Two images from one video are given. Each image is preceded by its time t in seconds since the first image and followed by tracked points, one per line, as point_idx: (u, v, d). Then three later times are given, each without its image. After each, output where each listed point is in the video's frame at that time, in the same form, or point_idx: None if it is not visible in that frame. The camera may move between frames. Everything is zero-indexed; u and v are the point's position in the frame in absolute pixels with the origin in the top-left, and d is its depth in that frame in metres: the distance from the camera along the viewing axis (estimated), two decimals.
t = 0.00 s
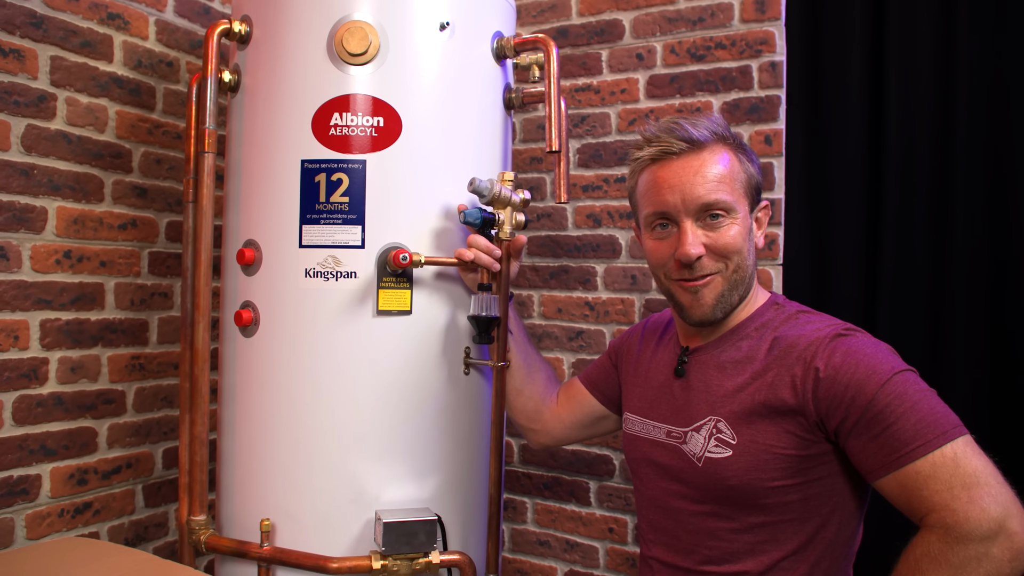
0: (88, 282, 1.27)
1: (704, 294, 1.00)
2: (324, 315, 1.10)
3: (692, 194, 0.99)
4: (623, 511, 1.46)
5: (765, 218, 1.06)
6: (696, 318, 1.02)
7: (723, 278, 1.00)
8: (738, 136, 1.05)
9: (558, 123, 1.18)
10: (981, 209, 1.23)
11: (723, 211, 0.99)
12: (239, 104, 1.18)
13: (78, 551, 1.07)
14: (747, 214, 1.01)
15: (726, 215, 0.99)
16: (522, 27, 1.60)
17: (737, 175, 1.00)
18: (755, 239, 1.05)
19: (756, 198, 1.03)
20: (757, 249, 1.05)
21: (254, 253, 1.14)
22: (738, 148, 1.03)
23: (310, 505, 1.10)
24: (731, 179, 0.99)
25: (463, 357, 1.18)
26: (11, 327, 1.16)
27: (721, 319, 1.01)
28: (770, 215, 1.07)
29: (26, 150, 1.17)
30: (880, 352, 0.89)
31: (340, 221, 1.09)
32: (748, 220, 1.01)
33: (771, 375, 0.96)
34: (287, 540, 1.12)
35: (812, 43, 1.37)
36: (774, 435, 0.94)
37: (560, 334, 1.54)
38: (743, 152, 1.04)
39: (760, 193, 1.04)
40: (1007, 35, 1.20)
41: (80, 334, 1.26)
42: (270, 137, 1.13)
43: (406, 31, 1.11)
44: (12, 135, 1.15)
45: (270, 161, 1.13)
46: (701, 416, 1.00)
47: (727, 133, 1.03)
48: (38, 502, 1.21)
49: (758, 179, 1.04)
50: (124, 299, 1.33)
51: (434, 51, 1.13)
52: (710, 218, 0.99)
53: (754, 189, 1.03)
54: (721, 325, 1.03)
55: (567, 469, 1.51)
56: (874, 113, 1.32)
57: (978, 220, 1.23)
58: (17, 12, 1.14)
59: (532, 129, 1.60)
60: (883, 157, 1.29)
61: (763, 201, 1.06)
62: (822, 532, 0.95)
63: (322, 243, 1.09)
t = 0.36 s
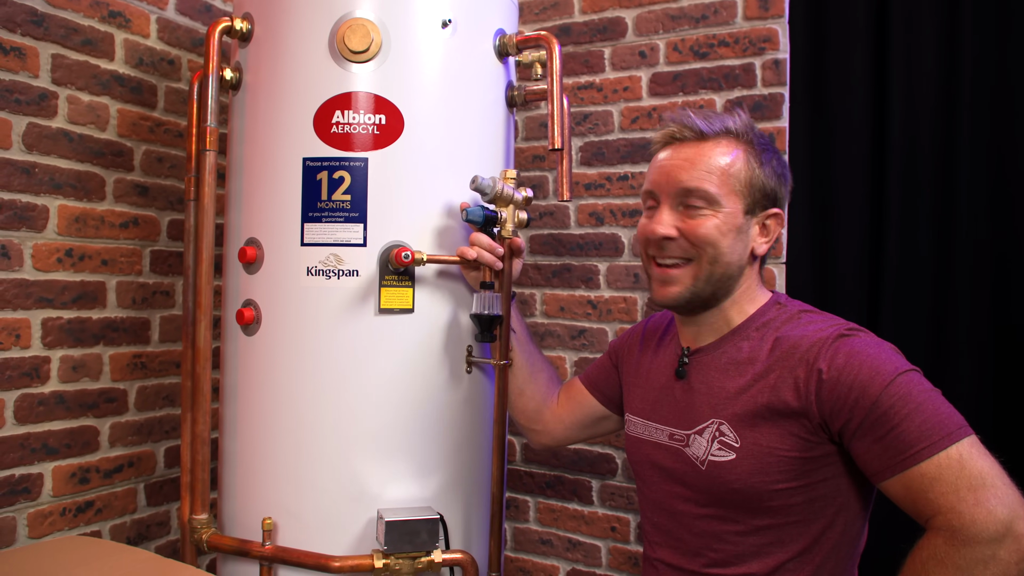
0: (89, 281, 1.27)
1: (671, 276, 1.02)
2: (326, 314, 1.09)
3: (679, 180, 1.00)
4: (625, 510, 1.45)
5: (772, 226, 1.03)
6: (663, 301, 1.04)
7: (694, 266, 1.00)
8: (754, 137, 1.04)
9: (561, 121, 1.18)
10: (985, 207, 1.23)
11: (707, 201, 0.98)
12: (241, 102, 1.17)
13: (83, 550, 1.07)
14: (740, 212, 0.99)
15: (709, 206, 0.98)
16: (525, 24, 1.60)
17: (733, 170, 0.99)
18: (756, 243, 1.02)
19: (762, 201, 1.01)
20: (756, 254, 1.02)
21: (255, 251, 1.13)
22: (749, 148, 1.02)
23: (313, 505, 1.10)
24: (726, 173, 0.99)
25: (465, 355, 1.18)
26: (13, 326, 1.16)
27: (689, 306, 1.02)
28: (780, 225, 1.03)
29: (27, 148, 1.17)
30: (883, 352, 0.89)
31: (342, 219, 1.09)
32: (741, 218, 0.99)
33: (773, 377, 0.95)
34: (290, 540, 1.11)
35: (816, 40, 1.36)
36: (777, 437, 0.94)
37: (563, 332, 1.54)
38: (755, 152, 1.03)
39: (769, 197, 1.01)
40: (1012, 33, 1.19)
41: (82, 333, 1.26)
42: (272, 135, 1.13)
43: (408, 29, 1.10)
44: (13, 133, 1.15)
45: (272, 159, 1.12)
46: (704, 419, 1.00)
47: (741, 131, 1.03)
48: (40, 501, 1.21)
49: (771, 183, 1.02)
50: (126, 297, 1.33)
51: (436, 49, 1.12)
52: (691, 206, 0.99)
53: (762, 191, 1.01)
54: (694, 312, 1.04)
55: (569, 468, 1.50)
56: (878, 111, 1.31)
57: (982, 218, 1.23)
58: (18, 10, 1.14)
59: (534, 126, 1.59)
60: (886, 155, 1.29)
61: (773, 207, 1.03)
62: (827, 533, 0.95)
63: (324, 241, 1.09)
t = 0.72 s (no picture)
0: (92, 272, 1.26)
1: (652, 270, 1.10)
2: (331, 305, 1.09)
3: (659, 180, 1.06)
4: (630, 501, 1.45)
5: (760, 229, 1.01)
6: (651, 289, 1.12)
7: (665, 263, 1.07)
8: (747, 135, 1.01)
9: (566, 110, 1.17)
10: (993, 195, 1.21)
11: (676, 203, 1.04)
12: (243, 91, 1.17)
13: (85, 543, 1.06)
14: (711, 215, 1.02)
15: (678, 208, 1.04)
16: (529, 13, 1.59)
17: (702, 174, 1.01)
18: (739, 245, 1.02)
19: (744, 204, 1.00)
20: (740, 257, 1.02)
21: (258, 241, 1.13)
22: (734, 149, 1.00)
23: (317, 495, 1.10)
24: (696, 177, 1.02)
25: (468, 345, 1.17)
26: (15, 317, 1.15)
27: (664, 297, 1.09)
28: (769, 228, 1.00)
29: (28, 139, 1.16)
30: (907, 344, 0.87)
31: (344, 208, 1.08)
32: (713, 221, 1.02)
33: (791, 363, 0.94)
34: (293, 530, 1.11)
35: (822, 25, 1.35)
36: (792, 424, 0.93)
37: (567, 323, 1.53)
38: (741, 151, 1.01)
39: (754, 200, 1.00)
40: None
41: (84, 324, 1.25)
42: (274, 124, 1.12)
43: (411, 16, 1.09)
44: (14, 123, 1.14)
45: (275, 148, 1.12)
46: (718, 402, 1.00)
47: (730, 129, 1.02)
48: (44, 492, 1.21)
49: (760, 184, 0.99)
50: (129, 289, 1.32)
51: (440, 37, 1.11)
52: (665, 208, 1.06)
53: (744, 194, 1.00)
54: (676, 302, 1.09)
55: (574, 459, 1.50)
56: (884, 99, 1.29)
57: (990, 207, 1.21)
58: None
59: (539, 116, 1.58)
60: (893, 145, 1.27)
61: (762, 209, 1.00)
62: (839, 525, 0.94)
63: (327, 230, 1.09)
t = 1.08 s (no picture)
0: (98, 268, 1.26)
1: (670, 294, 1.02)
2: (335, 302, 1.09)
3: (654, 199, 0.98)
4: (634, 498, 1.45)
5: (767, 217, 0.98)
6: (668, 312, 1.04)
7: (686, 282, 0.99)
8: (729, 134, 0.98)
9: (571, 106, 1.17)
10: (998, 190, 1.21)
11: (685, 216, 0.96)
12: (248, 88, 1.17)
13: (92, 538, 1.07)
14: (722, 216, 0.96)
15: (689, 221, 0.96)
16: (533, 10, 1.59)
17: (704, 179, 0.95)
18: (751, 239, 0.99)
19: (746, 198, 0.96)
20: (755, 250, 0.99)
21: (264, 237, 1.13)
22: (720, 150, 0.96)
23: (323, 491, 1.10)
24: (697, 185, 0.95)
25: (473, 342, 1.17)
26: (21, 313, 1.16)
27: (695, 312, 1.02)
28: (775, 213, 0.98)
29: (34, 135, 1.16)
30: (910, 337, 0.87)
31: (350, 204, 1.08)
32: (725, 222, 0.96)
33: (795, 361, 0.94)
34: (299, 526, 1.11)
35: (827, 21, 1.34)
36: (798, 421, 0.94)
37: (571, 320, 1.53)
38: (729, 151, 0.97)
39: (753, 191, 0.97)
40: None
41: (90, 320, 1.25)
42: (280, 120, 1.12)
43: (416, 13, 1.09)
44: (20, 120, 1.15)
45: (280, 144, 1.12)
46: (723, 402, 1.00)
47: (711, 134, 0.98)
48: (50, 487, 1.21)
49: (755, 174, 0.97)
50: (134, 285, 1.33)
51: (445, 33, 1.11)
52: (671, 227, 0.98)
53: (744, 188, 0.96)
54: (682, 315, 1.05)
55: (578, 456, 1.50)
56: (889, 94, 1.29)
57: (995, 202, 1.21)
58: None
59: (543, 113, 1.58)
60: (898, 142, 1.27)
61: (762, 198, 0.98)
62: (849, 521, 0.94)
63: (332, 227, 1.09)
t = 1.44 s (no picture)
0: (103, 266, 1.26)
1: (727, 283, 0.99)
2: (341, 299, 1.09)
3: (722, 174, 0.97)
4: (639, 496, 1.45)
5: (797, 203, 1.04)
6: (718, 304, 1.00)
7: (746, 265, 0.98)
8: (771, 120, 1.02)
9: (576, 104, 1.17)
10: (1004, 188, 1.20)
11: (753, 192, 0.97)
12: (253, 85, 1.17)
13: (97, 535, 1.07)
14: (775, 195, 1.00)
15: (755, 197, 0.97)
16: (538, 8, 1.59)
17: (764, 157, 0.98)
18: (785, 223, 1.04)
19: (786, 180, 1.02)
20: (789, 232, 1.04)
21: (269, 235, 1.13)
22: (767, 133, 1.00)
23: (328, 489, 1.10)
24: (762, 162, 0.98)
25: (479, 341, 1.17)
26: (27, 310, 1.16)
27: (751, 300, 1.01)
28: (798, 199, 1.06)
29: (40, 133, 1.16)
30: (913, 332, 0.87)
31: (355, 202, 1.08)
32: (776, 202, 1.00)
33: (799, 358, 0.94)
34: (304, 523, 1.11)
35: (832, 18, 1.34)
36: (803, 419, 0.93)
37: (576, 318, 1.53)
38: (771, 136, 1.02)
39: (789, 175, 1.02)
40: None
41: (96, 318, 1.26)
42: (285, 117, 1.12)
43: (421, 10, 1.09)
44: (26, 117, 1.15)
45: (286, 141, 1.12)
46: (728, 400, 1.00)
47: (760, 117, 1.01)
48: (56, 485, 1.21)
49: (787, 160, 1.03)
50: (139, 283, 1.33)
51: (450, 31, 1.11)
52: (737, 203, 0.97)
53: (785, 171, 1.01)
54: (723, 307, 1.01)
55: (583, 454, 1.50)
56: (894, 92, 1.29)
57: (1001, 200, 1.20)
58: None
59: (548, 111, 1.58)
60: (903, 140, 1.27)
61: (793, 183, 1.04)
62: (854, 518, 0.94)
63: (338, 225, 1.09)
